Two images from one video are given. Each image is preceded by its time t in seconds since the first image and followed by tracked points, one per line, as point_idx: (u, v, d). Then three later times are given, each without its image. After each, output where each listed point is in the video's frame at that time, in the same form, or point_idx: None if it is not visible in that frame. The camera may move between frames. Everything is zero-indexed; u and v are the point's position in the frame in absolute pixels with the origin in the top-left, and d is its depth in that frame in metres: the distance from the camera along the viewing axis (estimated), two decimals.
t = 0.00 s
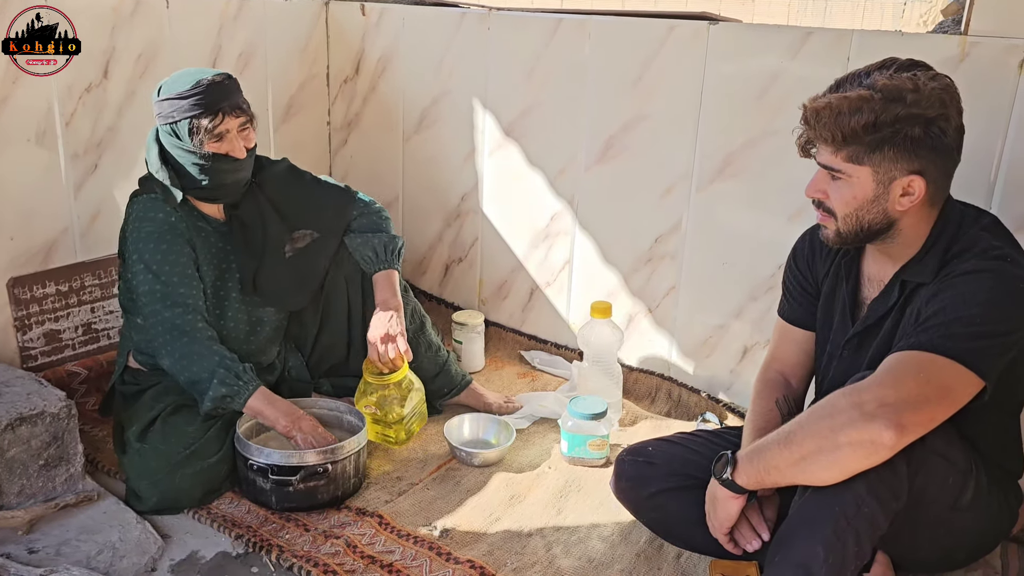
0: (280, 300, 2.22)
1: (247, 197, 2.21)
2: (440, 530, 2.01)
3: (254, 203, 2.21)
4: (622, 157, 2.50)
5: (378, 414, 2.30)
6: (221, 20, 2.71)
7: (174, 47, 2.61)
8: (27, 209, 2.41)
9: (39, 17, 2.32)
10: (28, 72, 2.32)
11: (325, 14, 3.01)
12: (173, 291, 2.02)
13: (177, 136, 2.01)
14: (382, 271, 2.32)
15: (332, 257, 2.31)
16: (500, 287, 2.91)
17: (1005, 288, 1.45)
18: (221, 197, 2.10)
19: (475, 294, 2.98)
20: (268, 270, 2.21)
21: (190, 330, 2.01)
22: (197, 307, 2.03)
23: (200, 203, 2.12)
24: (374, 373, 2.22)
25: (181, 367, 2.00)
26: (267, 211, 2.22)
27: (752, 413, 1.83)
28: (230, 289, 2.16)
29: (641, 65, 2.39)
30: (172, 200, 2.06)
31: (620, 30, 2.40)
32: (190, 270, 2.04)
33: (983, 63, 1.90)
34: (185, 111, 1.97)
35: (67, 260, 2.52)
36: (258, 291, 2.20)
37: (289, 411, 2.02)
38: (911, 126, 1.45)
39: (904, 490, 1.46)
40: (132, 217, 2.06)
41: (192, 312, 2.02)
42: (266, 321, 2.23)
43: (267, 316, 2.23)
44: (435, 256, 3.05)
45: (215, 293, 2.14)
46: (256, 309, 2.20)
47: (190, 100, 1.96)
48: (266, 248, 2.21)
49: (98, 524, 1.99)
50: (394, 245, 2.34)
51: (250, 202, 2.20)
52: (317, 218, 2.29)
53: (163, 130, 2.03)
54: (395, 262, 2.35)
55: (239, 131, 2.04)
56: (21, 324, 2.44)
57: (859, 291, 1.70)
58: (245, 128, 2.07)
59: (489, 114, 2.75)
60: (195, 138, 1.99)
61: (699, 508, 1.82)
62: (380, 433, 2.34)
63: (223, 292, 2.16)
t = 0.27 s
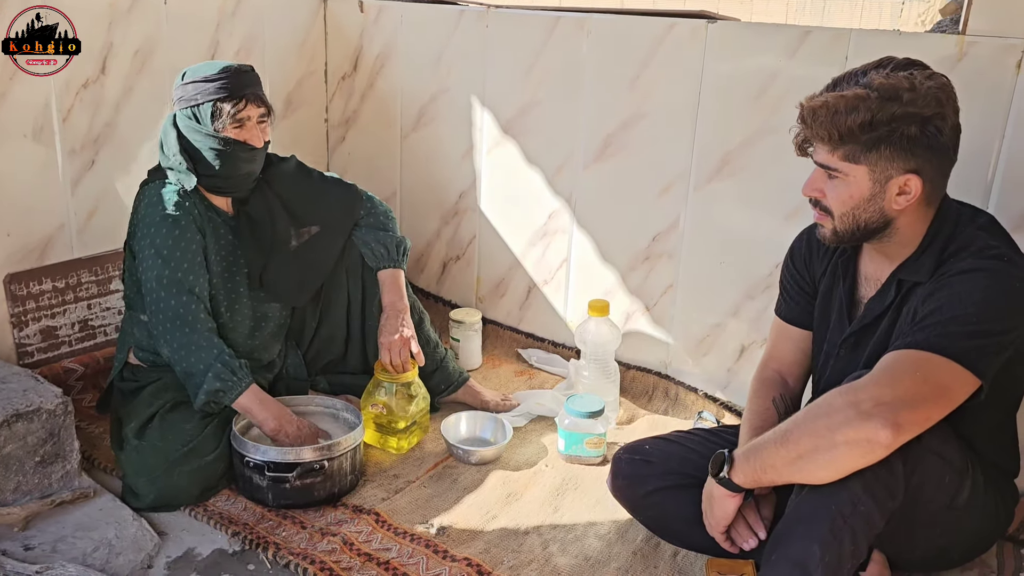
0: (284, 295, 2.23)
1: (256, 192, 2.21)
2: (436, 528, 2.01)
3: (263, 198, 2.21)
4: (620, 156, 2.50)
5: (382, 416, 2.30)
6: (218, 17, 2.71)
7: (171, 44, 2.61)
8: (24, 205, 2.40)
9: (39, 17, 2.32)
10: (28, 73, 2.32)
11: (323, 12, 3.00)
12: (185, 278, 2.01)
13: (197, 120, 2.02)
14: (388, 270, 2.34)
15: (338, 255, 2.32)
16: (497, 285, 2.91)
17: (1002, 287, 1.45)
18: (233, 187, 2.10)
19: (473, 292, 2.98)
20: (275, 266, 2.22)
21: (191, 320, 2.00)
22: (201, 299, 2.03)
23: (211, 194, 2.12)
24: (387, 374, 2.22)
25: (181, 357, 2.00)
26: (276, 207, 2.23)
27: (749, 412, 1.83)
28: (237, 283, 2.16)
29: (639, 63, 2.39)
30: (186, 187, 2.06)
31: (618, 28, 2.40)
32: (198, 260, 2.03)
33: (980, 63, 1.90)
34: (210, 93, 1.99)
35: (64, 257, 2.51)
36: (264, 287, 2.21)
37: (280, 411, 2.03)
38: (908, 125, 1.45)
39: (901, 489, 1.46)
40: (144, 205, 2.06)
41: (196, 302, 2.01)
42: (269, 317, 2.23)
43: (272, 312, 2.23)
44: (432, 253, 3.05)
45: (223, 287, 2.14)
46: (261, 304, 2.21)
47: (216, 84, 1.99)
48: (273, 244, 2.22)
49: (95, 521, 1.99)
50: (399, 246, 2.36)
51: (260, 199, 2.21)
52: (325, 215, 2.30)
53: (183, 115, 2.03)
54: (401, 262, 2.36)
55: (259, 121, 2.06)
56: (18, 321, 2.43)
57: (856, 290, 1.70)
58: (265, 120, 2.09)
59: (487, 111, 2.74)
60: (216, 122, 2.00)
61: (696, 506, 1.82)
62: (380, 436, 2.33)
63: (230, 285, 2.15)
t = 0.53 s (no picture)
0: (281, 290, 2.23)
1: (257, 187, 2.20)
2: (434, 526, 2.01)
3: (265, 194, 2.20)
4: (618, 154, 2.50)
5: (379, 414, 2.30)
6: (217, 14, 2.70)
7: (169, 41, 2.60)
8: (21, 203, 2.40)
9: (39, 17, 2.32)
10: (29, 73, 2.32)
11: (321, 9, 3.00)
12: (179, 269, 2.01)
13: (208, 109, 2.02)
14: (387, 257, 2.33)
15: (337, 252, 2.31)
16: (495, 284, 2.91)
17: (999, 286, 1.45)
18: (234, 177, 2.10)
19: (471, 291, 2.98)
20: (275, 261, 2.21)
21: (177, 312, 2.00)
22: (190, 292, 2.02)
23: (211, 186, 2.11)
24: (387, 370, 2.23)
25: (166, 347, 1.99)
26: (278, 203, 2.22)
27: (747, 411, 1.83)
28: (236, 276, 2.16)
29: (637, 62, 2.39)
30: (190, 178, 2.04)
31: (616, 27, 2.40)
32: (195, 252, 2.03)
33: (979, 63, 1.90)
34: (224, 82, 2.00)
35: (61, 254, 2.51)
36: (262, 281, 2.21)
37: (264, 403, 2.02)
38: (906, 124, 1.45)
39: (898, 488, 1.46)
40: (146, 195, 2.05)
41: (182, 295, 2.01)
42: (267, 312, 2.24)
43: (270, 306, 2.24)
44: (430, 251, 3.05)
45: (222, 280, 2.13)
46: (259, 299, 2.22)
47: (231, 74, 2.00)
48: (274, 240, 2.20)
49: (91, 519, 1.99)
50: (393, 233, 2.35)
51: (262, 193, 2.20)
52: (323, 209, 2.30)
53: (193, 103, 2.03)
54: (400, 251, 2.36)
55: (269, 116, 2.08)
56: (15, 318, 2.42)
57: (853, 289, 1.70)
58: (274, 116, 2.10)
59: (485, 109, 2.74)
60: (229, 111, 2.00)
61: (693, 505, 1.82)
62: (377, 433, 2.33)
63: (228, 279, 2.15)
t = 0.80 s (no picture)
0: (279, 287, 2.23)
1: (261, 187, 2.22)
2: (431, 525, 2.01)
3: (268, 191, 2.22)
4: (616, 153, 2.50)
5: (377, 411, 2.30)
6: (215, 12, 2.70)
7: (168, 39, 2.60)
8: (20, 201, 2.40)
9: (40, 18, 2.33)
10: (29, 73, 2.33)
11: (320, 8, 3.00)
12: (171, 260, 2.01)
13: (214, 107, 2.02)
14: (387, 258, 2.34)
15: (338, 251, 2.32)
16: (493, 282, 2.91)
17: (995, 286, 1.46)
18: (236, 177, 2.09)
19: (469, 290, 2.98)
20: (274, 260, 2.22)
21: (166, 297, 1.99)
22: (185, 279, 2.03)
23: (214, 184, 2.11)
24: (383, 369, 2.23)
25: (156, 336, 1.98)
26: (281, 201, 2.24)
27: (744, 410, 1.83)
28: (235, 273, 2.16)
29: (636, 61, 2.39)
30: (192, 175, 2.05)
31: (614, 26, 2.40)
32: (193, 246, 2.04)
33: (977, 63, 1.90)
34: (232, 81, 2.00)
35: (59, 252, 2.51)
36: (261, 279, 2.21)
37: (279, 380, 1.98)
38: (904, 126, 1.45)
39: (895, 487, 1.46)
40: (148, 189, 2.06)
41: (176, 282, 2.01)
42: (265, 310, 2.23)
43: (268, 305, 2.23)
44: (429, 250, 3.05)
45: (221, 277, 2.14)
46: (257, 297, 2.21)
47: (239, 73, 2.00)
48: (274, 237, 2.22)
49: (89, 517, 1.99)
50: (400, 235, 2.37)
51: (265, 192, 2.22)
52: (323, 208, 2.32)
53: (200, 101, 2.04)
54: (403, 251, 2.38)
55: (275, 117, 2.08)
56: (12, 316, 2.42)
57: (851, 289, 1.71)
58: (280, 119, 2.10)
59: (483, 108, 2.74)
60: (234, 110, 2.00)
61: (691, 504, 1.82)
62: (374, 431, 2.33)
63: (228, 276, 2.16)
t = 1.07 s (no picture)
0: (283, 290, 2.24)
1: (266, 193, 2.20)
2: (429, 522, 2.01)
3: (272, 197, 2.21)
4: (615, 152, 2.50)
5: (375, 410, 2.31)
6: (213, 10, 2.69)
7: (165, 36, 2.59)
8: (18, 199, 2.39)
9: (40, 17, 2.33)
10: (29, 72, 2.33)
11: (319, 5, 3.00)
12: (186, 269, 2.00)
13: (235, 117, 2.00)
14: (386, 264, 2.36)
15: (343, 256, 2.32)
16: (492, 280, 2.91)
17: (994, 285, 1.46)
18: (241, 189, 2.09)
19: (467, 287, 2.98)
20: (279, 262, 2.22)
21: (189, 308, 1.99)
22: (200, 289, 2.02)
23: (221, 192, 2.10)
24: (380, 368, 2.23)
25: (176, 345, 1.98)
26: (285, 206, 2.22)
27: (742, 408, 1.83)
28: (239, 276, 2.17)
29: (635, 59, 2.39)
30: (201, 181, 2.05)
31: (613, 24, 2.40)
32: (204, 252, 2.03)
33: (975, 61, 1.90)
34: (257, 97, 1.97)
35: (56, 249, 2.50)
36: (265, 283, 2.22)
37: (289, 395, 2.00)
38: (906, 125, 1.45)
39: (893, 485, 1.46)
40: (152, 202, 2.04)
41: (194, 292, 2.01)
42: (268, 313, 2.24)
43: (271, 309, 2.24)
44: (427, 248, 3.05)
45: (225, 281, 2.14)
46: (260, 300, 2.22)
47: (265, 90, 1.98)
48: (280, 242, 2.21)
49: (87, 515, 1.98)
50: (399, 240, 2.39)
51: (269, 198, 2.20)
52: (329, 213, 2.32)
53: (222, 106, 2.01)
54: (401, 257, 2.39)
55: (292, 137, 2.07)
56: (10, 313, 2.42)
57: (849, 287, 1.71)
58: (298, 136, 2.08)
59: (482, 106, 2.74)
60: (253, 126, 1.99)
61: (689, 502, 1.83)
62: (372, 429, 2.33)
63: (231, 279, 2.16)
